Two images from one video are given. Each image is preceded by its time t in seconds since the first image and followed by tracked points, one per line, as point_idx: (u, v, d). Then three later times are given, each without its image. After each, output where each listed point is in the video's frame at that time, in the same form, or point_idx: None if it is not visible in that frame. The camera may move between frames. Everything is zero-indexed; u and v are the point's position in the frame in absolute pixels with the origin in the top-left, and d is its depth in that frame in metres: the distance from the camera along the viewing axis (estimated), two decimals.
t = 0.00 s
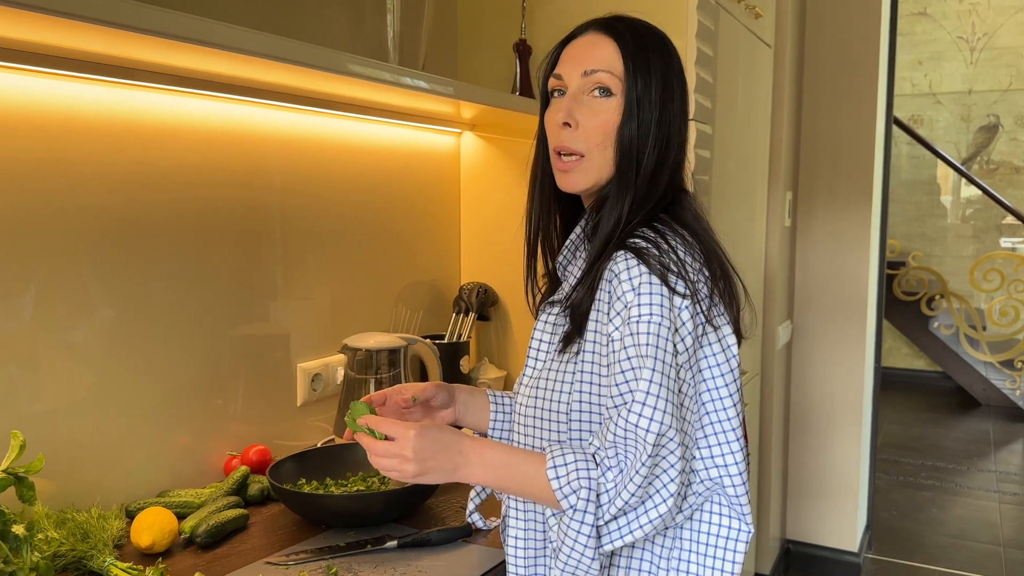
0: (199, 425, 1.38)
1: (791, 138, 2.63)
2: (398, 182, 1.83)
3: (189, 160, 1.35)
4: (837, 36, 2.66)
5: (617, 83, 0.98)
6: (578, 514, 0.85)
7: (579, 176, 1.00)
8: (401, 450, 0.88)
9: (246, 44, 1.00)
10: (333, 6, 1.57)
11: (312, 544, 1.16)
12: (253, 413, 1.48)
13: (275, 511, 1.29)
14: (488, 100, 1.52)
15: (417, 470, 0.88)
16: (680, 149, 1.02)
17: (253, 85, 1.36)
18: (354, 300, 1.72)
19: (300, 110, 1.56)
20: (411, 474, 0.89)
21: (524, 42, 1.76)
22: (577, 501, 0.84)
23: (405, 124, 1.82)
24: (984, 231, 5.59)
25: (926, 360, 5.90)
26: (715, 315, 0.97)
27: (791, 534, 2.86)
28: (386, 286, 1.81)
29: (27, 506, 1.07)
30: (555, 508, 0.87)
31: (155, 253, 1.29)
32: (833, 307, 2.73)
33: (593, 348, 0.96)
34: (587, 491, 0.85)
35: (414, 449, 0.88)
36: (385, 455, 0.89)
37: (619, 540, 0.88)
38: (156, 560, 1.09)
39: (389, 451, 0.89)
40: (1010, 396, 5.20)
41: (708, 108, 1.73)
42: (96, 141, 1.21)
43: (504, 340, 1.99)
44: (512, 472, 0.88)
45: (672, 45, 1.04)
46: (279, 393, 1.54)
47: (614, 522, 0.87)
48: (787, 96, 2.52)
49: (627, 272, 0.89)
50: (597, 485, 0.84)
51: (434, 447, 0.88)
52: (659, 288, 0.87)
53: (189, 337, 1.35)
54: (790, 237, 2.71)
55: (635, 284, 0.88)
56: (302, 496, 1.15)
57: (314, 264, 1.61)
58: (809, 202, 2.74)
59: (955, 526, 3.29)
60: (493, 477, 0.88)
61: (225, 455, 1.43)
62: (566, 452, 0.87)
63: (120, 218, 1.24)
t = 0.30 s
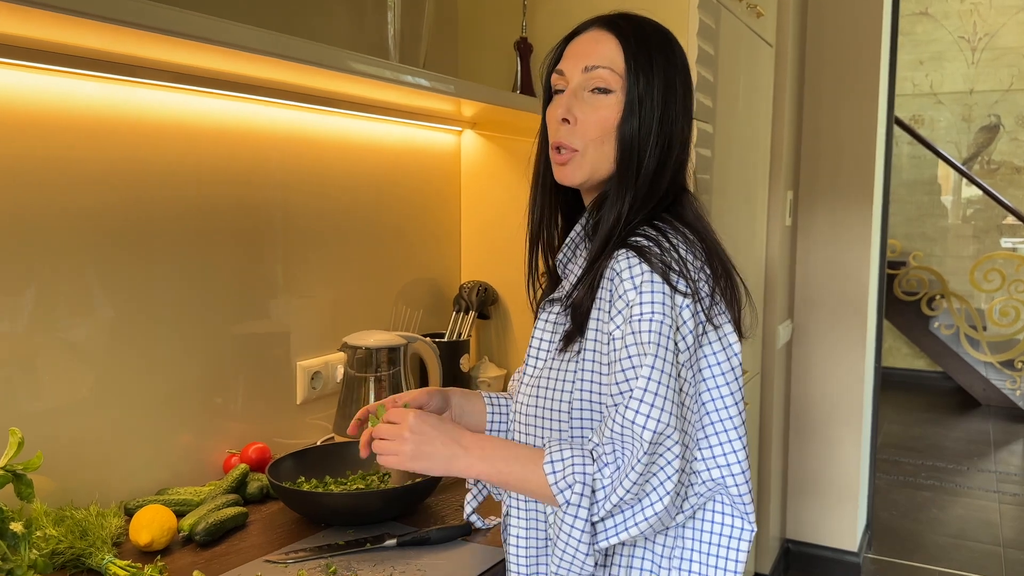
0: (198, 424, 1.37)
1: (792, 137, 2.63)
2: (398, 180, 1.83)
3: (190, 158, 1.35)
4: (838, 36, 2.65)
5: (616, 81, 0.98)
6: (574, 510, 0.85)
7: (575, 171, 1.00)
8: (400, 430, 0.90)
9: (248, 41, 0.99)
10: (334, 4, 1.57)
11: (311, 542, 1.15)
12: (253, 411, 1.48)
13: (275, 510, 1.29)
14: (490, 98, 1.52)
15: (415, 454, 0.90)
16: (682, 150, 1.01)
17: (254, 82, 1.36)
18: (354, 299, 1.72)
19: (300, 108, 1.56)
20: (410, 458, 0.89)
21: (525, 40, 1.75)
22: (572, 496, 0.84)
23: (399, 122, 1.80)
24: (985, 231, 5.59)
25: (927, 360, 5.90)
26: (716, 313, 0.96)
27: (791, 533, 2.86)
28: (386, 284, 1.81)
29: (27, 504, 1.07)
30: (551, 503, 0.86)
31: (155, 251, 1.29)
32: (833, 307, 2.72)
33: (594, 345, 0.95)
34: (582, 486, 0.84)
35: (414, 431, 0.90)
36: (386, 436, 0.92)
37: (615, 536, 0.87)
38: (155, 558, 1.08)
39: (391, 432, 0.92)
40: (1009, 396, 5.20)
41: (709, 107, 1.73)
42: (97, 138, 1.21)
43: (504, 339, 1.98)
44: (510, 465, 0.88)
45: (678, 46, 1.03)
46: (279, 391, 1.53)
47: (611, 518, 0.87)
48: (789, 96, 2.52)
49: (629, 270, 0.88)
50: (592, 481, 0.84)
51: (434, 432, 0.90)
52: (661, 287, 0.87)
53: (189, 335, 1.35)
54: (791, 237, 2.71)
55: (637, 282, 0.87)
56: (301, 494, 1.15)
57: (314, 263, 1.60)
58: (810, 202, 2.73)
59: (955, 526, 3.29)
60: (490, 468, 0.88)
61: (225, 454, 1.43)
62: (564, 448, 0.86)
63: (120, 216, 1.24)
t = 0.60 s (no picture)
0: (199, 421, 1.37)
1: (793, 136, 2.63)
2: (400, 178, 1.83)
3: (192, 155, 1.35)
4: (839, 34, 2.65)
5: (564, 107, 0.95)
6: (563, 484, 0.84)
7: (554, 196, 1.01)
8: (403, 372, 0.88)
9: (250, 38, 0.99)
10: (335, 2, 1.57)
11: (312, 541, 1.15)
12: (253, 408, 1.48)
13: (276, 507, 1.29)
14: (492, 96, 1.52)
15: (415, 402, 0.87)
16: (662, 165, 0.94)
17: (256, 79, 1.35)
18: (355, 297, 1.71)
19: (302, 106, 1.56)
20: (408, 404, 0.87)
21: (527, 38, 1.75)
22: (571, 474, 0.84)
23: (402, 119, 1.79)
24: (986, 231, 5.59)
25: (928, 359, 5.89)
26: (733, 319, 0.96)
27: (792, 533, 2.85)
28: (387, 282, 1.81)
29: (27, 501, 1.07)
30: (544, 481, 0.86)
31: (156, 249, 1.29)
32: (834, 306, 2.72)
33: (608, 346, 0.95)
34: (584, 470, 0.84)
35: (416, 379, 0.88)
36: (388, 379, 0.89)
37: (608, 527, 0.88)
38: (156, 555, 1.08)
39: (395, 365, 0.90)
40: (1010, 396, 5.19)
41: (711, 105, 1.73)
42: (99, 135, 1.20)
43: (505, 337, 1.98)
44: (507, 428, 0.86)
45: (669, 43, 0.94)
46: (279, 389, 1.53)
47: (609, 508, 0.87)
48: (791, 95, 2.51)
49: (651, 269, 0.88)
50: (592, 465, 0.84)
51: (438, 380, 0.88)
52: (684, 287, 0.87)
53: (190, 332, 1.35)
54: (792, 236, 2.71)
55: (660, 281, 0.87)
56: (302, 491, 1.15)
57: (315, 261, 1.60)
58: (812, 201, 2.73)
59: (955, 526, 3.29)
60: (490, 427, 0.86)
61: (226, 451, 1.43)
62: (568, 429, 0.86)
63: (122, 213, 1.24)
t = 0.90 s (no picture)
0: (200, 418, 1.37)
1: (796, 135, 2.63)
2: (401, 176, 1.83)
3: (192, 152, 1.35)
4: (841, 33, 2.65)
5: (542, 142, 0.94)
6: (522, 361, 0.79)
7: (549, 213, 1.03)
8: (457, 149, 0.89)
9: (251, 34, 0.99)
10: None
11: (314, 537, 1.15)
12: (254, 405, 1.48)
13: (277, 504, 1.29)
14: (494, 94, 1.52)
15: (449, 173, 0.88)
16: (640, 194, 0.91)
17: (257, 76, 1.35)
18: (357, 294, 1.71)
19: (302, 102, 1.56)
20: (448, 175, 0.88)
21: (530, 35, 1.75)
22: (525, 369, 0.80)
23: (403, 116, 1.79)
24: (988, 230, 5.58)
25: (929, 359, 5.89)
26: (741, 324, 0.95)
27: (793, 531, 2.85)
28: (388, 280, 1.80)
29: (29, 498, 1.07)
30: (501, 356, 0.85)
31: (157, 245, 1.29)
32: (836, 305, 2.72)
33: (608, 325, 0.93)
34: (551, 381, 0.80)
35: (470, 169, 0.88)
36: (448, 134, 0.90)
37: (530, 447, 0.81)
38: (158, 552, 1.08)
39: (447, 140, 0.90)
40: (1012, 395, 5.21)
41: (713, 103, 1.72)
42: (100, 131, 1.20)
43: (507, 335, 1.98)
44: (498, 262, 0.88)
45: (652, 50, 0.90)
46: (280, 386, 1.53)
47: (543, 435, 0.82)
48: (793, 93, 2.51)
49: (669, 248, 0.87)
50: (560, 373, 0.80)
51: (479, 181, 0.88)
52: (704, 272, 0.85)
53: (190, 329, 1.35)
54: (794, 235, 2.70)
55: (679, 258, 0.85)
56: (303, 489, 1.15)
57: (316, 258, 1.60)
58: (814, 200, 2.72)
59: (956, 525, 3.29)
60: (483, 252, 0.88)
61: (227, 448, 1.43)
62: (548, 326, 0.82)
63: (125, 209, 1.24)
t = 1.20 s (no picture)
0: (201, 416, 1.37)
1: (798, 134, 2.62)
2: (403, 173, 1.82)
3: (194, 149, 1.34)
4: (844, 31, 2.64)
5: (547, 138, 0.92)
6: (534, 359, 0.80)
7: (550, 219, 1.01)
8: (495, 129, 0.90)
9: (252, 31, 0.99)
10: None
11: (316, 536, 1.15)
12: (256, 404, 1.48)
13: (279, 502, 1.29)
14: (496, 92, 1.51)
15: (485, 152, 0.90)
16: (644, 193, 0.91)
17: (258, 74, 1.35)
18: (358, 293, 1.71)
19: (304, 100, 1.55)
20: (479, 151, 0.90)
21: (532, 33, 1.75)
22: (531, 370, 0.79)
23: (405, 114, 1.79)
24: (989, 229, 5.58)
25: (930, 358, 5.89)
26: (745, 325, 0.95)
27: (794, 530, 2.85)
28: (390, 278, 1.80)
29: (30, 495, 1.07)
30: (513, 351, 0.84)
31: (158, 243, 1.29)
32: (837, 303, 2.71)
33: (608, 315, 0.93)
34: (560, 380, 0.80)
35: (505, 148, 0.89)
36: (489, 117, 0.92)
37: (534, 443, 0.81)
38: (160, 550, 1.08)
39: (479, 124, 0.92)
40: (1014, 395, 5.21)
41: (715, 101, 1.72)
42: (101, 128, 1.20)
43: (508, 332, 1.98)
44: (518, 247, 0.87)
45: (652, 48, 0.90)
46: (282, 384, 1.53)
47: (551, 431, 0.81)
48: (795, 91, 2.51)
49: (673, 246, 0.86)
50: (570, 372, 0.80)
51: (513, 163, 0.89)
52: (708, 271, 0.84)
53: (192, 327, 1.35)
54: (795, 234, 2.70)
55: (683, 255, 0.85)
56: (305, 486, 1.15)
57: (317, 256, 1.60)
58: (815, 198, 2.72)
59: (957, 524, 3.29)
60: (507, 233, 0.88)
61: (228, 446, 1.43)
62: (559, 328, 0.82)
63: (126, 207, 1.24)
